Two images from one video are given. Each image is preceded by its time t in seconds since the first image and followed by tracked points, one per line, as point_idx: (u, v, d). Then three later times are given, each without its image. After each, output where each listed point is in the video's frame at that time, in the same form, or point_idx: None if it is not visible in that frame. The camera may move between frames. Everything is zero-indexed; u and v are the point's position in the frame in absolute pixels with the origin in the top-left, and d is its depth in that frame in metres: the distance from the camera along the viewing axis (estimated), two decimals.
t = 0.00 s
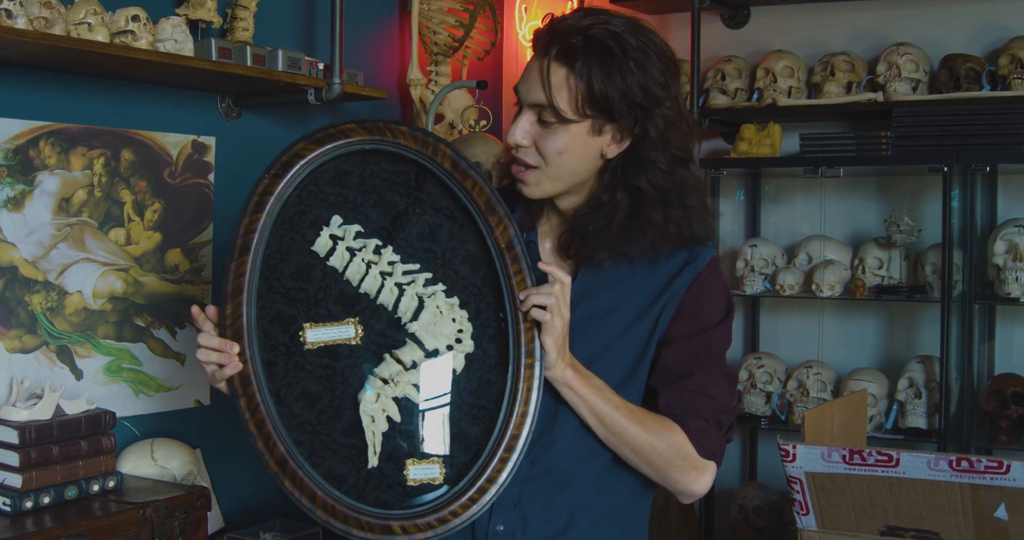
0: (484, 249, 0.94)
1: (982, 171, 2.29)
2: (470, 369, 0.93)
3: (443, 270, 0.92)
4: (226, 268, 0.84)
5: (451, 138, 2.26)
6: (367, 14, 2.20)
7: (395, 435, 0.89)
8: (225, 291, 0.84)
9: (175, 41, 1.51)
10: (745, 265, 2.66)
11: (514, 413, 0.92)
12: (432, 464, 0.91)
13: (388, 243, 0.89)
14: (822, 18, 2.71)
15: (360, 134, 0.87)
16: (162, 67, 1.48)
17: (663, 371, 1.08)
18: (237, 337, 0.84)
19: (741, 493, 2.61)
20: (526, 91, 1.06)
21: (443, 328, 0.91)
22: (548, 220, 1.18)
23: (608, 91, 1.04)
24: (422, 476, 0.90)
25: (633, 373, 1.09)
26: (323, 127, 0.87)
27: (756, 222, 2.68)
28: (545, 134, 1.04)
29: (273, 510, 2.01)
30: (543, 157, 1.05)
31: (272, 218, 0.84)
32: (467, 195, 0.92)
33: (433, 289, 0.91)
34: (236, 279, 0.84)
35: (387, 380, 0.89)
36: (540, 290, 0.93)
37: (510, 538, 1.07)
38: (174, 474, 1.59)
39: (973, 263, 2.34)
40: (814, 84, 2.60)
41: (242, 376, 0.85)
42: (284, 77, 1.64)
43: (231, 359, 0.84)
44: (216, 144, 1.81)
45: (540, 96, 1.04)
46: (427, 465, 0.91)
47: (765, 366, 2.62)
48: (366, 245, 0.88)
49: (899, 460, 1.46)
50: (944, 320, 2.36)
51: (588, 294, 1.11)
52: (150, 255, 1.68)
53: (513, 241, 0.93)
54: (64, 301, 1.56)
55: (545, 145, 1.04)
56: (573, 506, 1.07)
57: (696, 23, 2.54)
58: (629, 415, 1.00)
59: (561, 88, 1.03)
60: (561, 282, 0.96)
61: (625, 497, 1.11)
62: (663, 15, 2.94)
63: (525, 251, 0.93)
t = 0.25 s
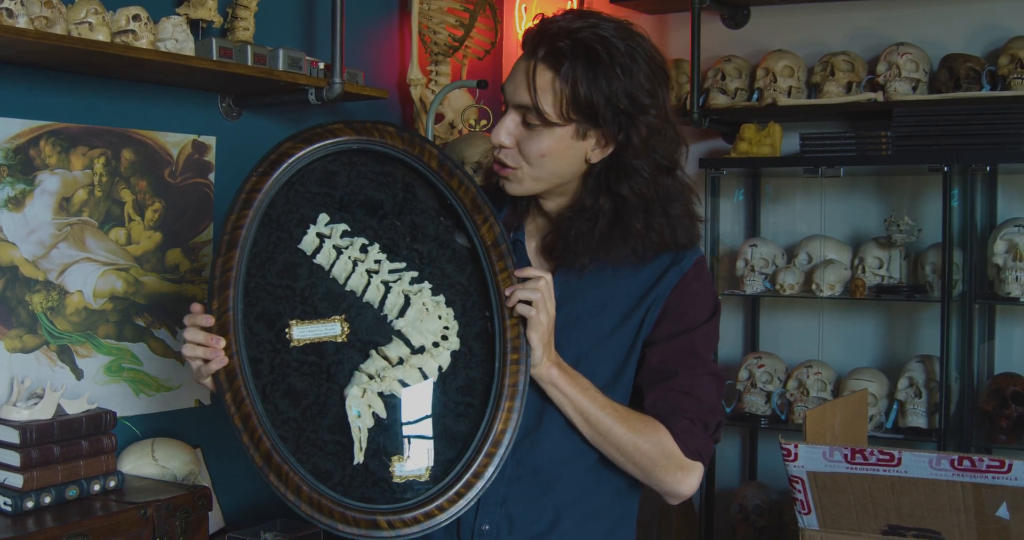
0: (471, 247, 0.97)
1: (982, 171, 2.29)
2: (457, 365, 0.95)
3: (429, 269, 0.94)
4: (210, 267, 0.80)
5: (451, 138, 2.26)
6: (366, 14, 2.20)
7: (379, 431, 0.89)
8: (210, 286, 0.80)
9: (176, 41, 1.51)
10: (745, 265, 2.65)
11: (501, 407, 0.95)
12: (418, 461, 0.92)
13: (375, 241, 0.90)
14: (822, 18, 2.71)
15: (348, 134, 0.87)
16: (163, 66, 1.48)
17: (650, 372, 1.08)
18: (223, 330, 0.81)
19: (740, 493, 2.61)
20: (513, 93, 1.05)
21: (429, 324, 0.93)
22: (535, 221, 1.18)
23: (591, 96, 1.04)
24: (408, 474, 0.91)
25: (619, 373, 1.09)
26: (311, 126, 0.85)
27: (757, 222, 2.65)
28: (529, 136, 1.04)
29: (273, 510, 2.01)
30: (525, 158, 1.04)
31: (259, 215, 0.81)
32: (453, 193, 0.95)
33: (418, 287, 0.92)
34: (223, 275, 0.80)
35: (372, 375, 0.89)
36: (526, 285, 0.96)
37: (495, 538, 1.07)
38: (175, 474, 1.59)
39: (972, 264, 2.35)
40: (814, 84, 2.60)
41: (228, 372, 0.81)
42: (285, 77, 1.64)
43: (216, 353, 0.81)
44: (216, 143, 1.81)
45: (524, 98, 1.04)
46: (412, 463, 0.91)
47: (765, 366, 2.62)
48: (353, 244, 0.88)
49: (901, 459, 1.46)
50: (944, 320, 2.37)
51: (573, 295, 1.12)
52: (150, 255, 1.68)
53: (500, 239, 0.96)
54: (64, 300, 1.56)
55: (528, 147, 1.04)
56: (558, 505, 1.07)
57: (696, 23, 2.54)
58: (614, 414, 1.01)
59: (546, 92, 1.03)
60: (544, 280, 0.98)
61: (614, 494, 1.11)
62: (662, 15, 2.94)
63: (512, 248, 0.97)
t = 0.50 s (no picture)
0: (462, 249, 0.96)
1: (982, 170, 2.29)
2: (448, 366, 0.94)
3: (419, 270, 0.93)
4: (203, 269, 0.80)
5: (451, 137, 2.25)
6: (367, 13, 2.19)
7: (372, 432, 0.89)
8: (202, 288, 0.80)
9: (177, 40, 1.51)
10: (746, 264, 2.65)
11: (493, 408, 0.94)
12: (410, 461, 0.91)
13: (365, 242, 0.90)
14: (823, 17, 2.71)
15: (338, 136, 0.87)
16: (165, 66, 1.48)
17: (641, 370, 1.08)
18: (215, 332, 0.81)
19: (741, 492, 2.60)
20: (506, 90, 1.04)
21: (421, 324, 0.92)
22: (523, 220, 1.17)
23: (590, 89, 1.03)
24: (401, 474, 0.90)
25: (610, 372, 1.09)
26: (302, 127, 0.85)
27: (757, 222, 2.64)
28: (522, 133, 1.03)
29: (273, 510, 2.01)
30: (518, 157, 1.04)
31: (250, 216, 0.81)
32: (444, 195, 0.94)
33: (409, 287, 0.92)
34: (215, 276, 0.80)
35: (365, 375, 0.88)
36: (516, 285, 0.95)
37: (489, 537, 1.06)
38: (176, 474, 1.59)
39: (972, 263, 2.36)
40: (814, 84, 2.60)
41: (221, 373, 0.81)
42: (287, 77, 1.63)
43: (208, 354, 0.81)
44: (217, 143, 1.81)
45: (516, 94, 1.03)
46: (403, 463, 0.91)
47: (765, 366, 2.61)
48: (344, 245, 0.88)
49: (904, 459, 1.46)
50: (944, 319, 2.36)
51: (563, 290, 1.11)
52: (152, 254, 1.68)
53: (491, 240, 0.96)
54: (66, 300, 1.56)
55: (524, 143, 1.03)
56: (551, 504, 1.07)
57: (696, 23, 2.53)
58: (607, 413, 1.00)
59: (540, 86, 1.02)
60: (536, 279, 0.97)
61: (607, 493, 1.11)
62: (662, 15, 2.93)
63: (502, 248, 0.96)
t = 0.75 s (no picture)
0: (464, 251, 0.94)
1: (983, 170, 2.28)
2: (448, 365, 0.93)
3: (420, 267, 0.93)
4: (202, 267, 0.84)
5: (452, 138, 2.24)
6: (366, 13, 2.19)
7: (370, 429, 0.90)
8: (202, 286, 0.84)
9: (179, 40, 1.51)
10: (747, 264, 2.64)
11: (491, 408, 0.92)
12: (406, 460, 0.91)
13: (365, 238, 0.91)
14: (823, 17, 2.70)
15: (339, 131, 0.88)
16: (167, 65, 1.48)
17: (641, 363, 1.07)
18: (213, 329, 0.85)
19: (741, 492, 2.60)
20: (533, 64, 1.06)
21: (420, 323, 0.91)
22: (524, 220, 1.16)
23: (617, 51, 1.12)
24: (399, 473, 0.90)
25: (609, 363, 1.08)
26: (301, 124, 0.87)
27: (757, 221, 2.63)
28: (558, 102, 1.05)
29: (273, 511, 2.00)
30: (561, 124, 1.05)
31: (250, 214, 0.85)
32: (445, 192, 0.93)
33: (410, 285, 0.91)
34: (214, 273, 0.84)
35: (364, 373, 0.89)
36: (517, 283, 0.93)
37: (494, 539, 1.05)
38: (177, 474, 1.59)
39: (973, 262, 2.35)
40: (813, 84, 2.59)
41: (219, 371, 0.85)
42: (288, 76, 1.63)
43: (207, 353, 0.85)
44: (218, 142, 1.81)
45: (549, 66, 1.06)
46: (401, 462, 0.90)
47: (765, 366, 2.60)
48: (343, 242, 0.89)
49: (908, 458, 1.46)
50: (945, 319, 2.36)
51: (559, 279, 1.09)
52: (153, 254, 1.68)
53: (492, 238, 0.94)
54: (67, 300, 1.55)
55: (560, 112, 1.05)
56: (553, 503, 1.06)
57: (696, 22, 2.53)
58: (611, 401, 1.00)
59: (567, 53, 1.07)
60: (537, 279, 0.94)
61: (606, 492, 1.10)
62: (662, 14, 2.93)
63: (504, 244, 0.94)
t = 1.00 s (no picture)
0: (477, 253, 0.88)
1: (982, 170, 2.28)
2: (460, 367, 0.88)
3: (435, 267, 0.88)
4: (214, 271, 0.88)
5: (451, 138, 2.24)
6: (366, 13, 2.18)
7: (385, 436, 0.87)
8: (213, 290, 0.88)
9: (180, 39, 1.50)
10: (746, 264, 2.64)
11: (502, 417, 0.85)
12: (422, 464, 0.87)
13: (379, 239, 0.88)
14: (823, 17, 2.70)
15: (352, 129, 0.87)
16: (168, 65, 1.48)
17: (647, 357, 1.04)
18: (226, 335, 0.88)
19: (740, 491, 2.60)
20: (538, 51, 1.06)
21: (434, 327, 0.87)
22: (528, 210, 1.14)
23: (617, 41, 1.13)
24: (412, 478, 0.87)
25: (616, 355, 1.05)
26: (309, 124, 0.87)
27: (756, 221, 2.63)
28: (567, 88, 1.05)
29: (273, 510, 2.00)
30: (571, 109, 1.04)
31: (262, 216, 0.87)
32: (456, 188, 0.87)
33: (423, 287, 0.87)
34: (226, 277, 0.87)
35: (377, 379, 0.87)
36: (531, 288, 0.85)
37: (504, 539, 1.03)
38: (178, 474, 1.59)
39: (973, 262, 2.35)
40: (813, 84, 2.59)
41: (231, 376, 0.89)
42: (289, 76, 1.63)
43: (220, 359, 0.88)
44: (218, 142, 1.80)
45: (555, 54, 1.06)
46: (418, 466, 0.87)
47: (765, 365, 2.60)
48: (357, 243, 0.87)
49: (912, 457, 1.45)
50: (944, 318, 2.36)
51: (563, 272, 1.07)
52: (153, 254, 1.67)
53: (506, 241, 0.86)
54: (68, 300, 1.55)
55: (570, 98, 1.04)
56: (562, 502, 1.03)
57: (696, 22, 2.52)
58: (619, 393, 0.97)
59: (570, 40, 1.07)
60: (554, 283, 0.87)
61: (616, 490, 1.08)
62: (662, 14, 2.92)
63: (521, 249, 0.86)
